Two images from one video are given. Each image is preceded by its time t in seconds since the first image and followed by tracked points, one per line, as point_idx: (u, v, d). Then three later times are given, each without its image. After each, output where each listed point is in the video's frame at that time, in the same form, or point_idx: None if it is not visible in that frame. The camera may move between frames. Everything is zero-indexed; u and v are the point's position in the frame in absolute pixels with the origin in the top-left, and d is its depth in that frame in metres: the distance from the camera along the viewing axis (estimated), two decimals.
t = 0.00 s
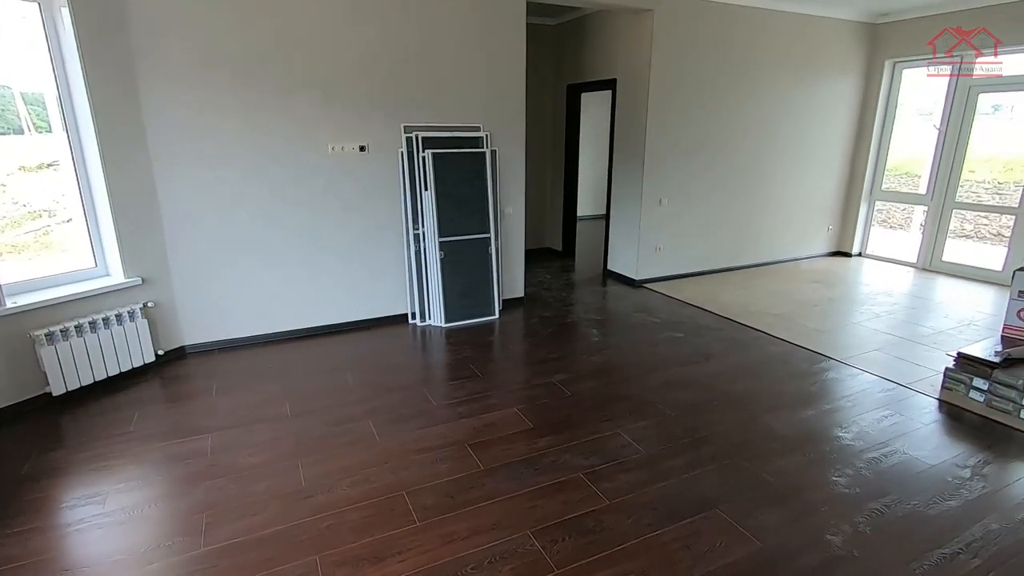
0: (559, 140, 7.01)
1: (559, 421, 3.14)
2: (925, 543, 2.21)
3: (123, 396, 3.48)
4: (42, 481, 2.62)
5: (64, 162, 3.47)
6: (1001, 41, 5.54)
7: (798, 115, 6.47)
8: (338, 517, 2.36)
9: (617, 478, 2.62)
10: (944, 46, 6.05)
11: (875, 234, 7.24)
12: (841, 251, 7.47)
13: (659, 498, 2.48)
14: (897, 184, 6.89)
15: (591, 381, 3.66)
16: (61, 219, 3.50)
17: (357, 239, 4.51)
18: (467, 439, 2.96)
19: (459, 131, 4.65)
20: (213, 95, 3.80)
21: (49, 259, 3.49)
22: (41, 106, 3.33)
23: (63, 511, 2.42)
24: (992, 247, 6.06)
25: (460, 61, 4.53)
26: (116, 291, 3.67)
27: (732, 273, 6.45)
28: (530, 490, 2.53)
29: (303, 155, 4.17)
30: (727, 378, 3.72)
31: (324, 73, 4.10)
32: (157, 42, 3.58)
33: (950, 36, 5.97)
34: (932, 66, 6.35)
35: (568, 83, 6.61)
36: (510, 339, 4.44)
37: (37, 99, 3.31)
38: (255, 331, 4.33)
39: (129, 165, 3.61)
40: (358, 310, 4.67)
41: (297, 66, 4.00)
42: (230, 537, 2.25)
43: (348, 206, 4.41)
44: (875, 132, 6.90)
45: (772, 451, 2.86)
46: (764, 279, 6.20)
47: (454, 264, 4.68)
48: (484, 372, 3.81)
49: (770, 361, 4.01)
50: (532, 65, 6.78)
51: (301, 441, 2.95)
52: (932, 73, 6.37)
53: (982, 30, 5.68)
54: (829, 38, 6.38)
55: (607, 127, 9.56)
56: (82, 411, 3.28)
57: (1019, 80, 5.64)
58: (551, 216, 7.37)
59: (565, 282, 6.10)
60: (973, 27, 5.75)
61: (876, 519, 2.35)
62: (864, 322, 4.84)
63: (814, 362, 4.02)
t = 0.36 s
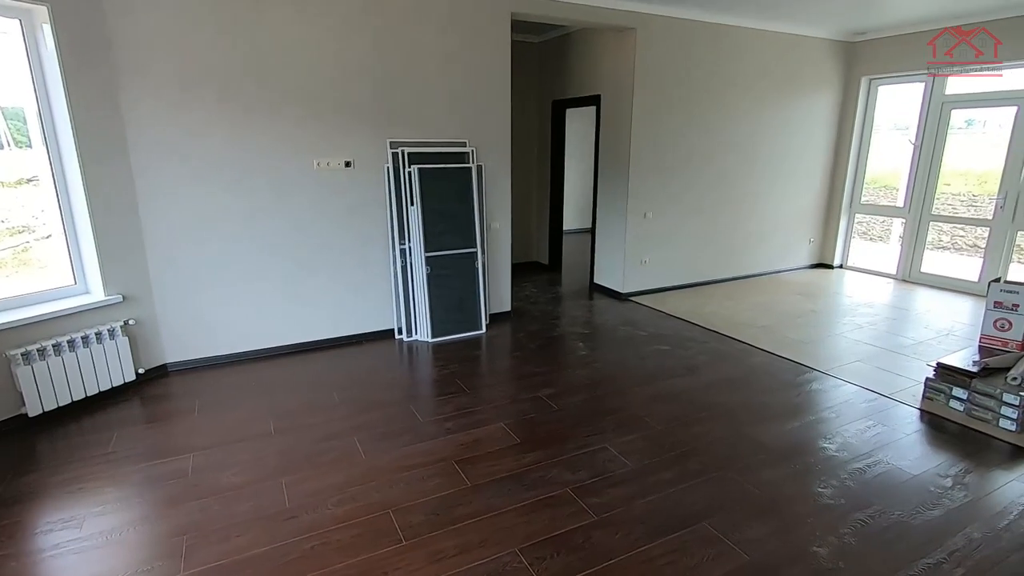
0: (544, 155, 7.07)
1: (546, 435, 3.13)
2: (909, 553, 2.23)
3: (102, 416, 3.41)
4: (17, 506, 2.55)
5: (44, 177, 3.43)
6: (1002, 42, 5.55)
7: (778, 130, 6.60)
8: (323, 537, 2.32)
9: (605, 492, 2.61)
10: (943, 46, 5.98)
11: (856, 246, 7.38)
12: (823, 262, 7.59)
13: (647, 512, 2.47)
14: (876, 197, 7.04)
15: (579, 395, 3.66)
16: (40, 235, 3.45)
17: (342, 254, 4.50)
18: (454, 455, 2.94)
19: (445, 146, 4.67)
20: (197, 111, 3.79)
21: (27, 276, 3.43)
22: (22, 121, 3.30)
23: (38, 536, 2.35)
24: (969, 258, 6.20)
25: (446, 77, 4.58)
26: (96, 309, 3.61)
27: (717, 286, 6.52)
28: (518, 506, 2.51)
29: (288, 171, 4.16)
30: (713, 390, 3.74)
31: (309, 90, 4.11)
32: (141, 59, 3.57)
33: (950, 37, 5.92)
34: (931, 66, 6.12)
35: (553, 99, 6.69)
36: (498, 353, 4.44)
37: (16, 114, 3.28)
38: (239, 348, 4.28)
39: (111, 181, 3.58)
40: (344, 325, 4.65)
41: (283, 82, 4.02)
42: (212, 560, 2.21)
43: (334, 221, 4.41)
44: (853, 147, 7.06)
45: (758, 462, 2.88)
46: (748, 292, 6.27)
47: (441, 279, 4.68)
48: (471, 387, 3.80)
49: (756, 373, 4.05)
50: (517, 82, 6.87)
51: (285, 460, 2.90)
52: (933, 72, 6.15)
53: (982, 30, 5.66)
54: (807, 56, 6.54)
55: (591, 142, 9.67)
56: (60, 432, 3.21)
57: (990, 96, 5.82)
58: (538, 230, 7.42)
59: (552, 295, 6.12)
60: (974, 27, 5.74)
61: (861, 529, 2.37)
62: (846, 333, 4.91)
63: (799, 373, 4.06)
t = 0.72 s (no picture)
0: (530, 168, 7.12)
1: (533, 449, 3.12)
2: (894, 562, 2.24)
3: (79, 435, 3.33)
4: None
5: (22, 191, 3.37)
6: (1002, 41, 5.50)
7: (759, 144, 6.72)
8: (307, 557, 2.28)
9: (592, 506, 2.60)
10: (943, 47, 5.93)
11: (837, 257, 7.50)
12: (806, 273, 7.70)
13: (634, 526, 2.47)
14: (855, 209, 7.17)
15: (566, 408, 3.66)
16: (17, 250, 3.38)
17: (328, 268, 4.48)
18: (440, 470, 2.91)
19: (431, 160, 4.69)
20: (181, 125, 3.77)
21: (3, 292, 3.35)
22: None
23: (10, 561, 2.28)
24: (946, 269, 6.33)
25: (431, 92, 4.61)
26: (74, 325, 3.53)
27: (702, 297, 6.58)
28: (505, 522, 2.49)
29: (273, 185, 4.14)
30: (699, 402, 3.76)
31: (294, 104, 4.11)
32: (124, 73, 3.55)
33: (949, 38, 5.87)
34: (931, 66, 6.04)
35: (538, 113, 6.75)
36: (485, 366, 4.43)
37: None
38: (222, 364, 4.22)
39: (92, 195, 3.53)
40: (329, 340, 4.61)
41: (269, 97, 4.02)
42: None
43: (318, 235, 4.39)
44: (832, 160, 7.21)
45: (744, 474, 2.89)
46: (732, 303, 6.34)
47: (427, 293, 4.67)
48: (458, 401, 3.78)
49: (741, 384, 4.08)
50: (503, 97, 6.93)
51: (268, 478, 2.86)
52: (933, 72, 6.02)
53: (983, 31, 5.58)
54: (786, 72, 6.69)
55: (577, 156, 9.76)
56: (35, 452, 3.13)
57: (963, 110, 5.99)
58: (524, 243, 7.45)
59: (539, 308, 6.13)
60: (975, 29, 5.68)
61: (846, 540, 2.38)
62: (829, 344, 4.97)
63: (783, 384, 4.10)
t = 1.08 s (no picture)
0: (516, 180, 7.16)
1: (519, 462, 3.10)
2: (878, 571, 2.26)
3: (55, 453, 3.25)
4: None
5: None
6: (1001, 41, 5.41)
7: (741, 156, 6.83)
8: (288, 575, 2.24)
9: (578, 519, 2.59)
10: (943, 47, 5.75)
11: (819, 267, 7.61)
12: (789, 283, 7.80)
13: (621, 538, 2.46)
14: (836, 220, 7.29)
15: (553, 419, 3.65)
16: None
17: (312, 280, 4.44)
18: (426, 484, 2.88)
19: (416, 172, 4.70)
20: (163, 137, 3.74)
21: None
22: None
23: None
24: (925, 278, 6.45)
25: (417, 104, 4.63)
26: (50, 340, 3.45)
27: (687, 308, 6.63)
28: (490, 536, 2.47)
29: (257, 197, 4.12)
30: (685, 412, 3.78)
31: (278, 116, 4.10)
32: (104, 85, 3.52)
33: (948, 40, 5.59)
34: (931, 66, 5.97)
35: (524, 126, 6.81)
36: (471, 379, 4.41)
37: None
38: (203, 378, 4.15)
39: (70, 208, 3.47)
40: (313, 353, 4.56)
41: (253, 109, 4.01)
42: None
43: (303, 247, 4.36)
44: (812, 172, 7.35)
45: (729, 484, 2.90)
46: (717, 313, 6.40)
47: (413, 305, 4.65)
48: (443, 414, 3.75)
49: (726, 394, 4.10)
50: (488, 110, 6.98)
51: (250, 494, 2.81)
52: (933, 72, 5.96)
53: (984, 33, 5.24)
54: (766, 86, 6.82)
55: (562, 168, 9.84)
56: (8, 471, 3.04)
57: (938, 124, 6.13)
58: (510, 254, 7.46)
59: (525, 319, 6.14)
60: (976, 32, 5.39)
61: (830, 549, 2.39)
62: (812, 353, 5.03)
63: (767, 393, 4.13)
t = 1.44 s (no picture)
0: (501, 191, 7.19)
1: (505, 473, 3.09)
2: None
3: (28, 469, 3.16)
4: None
5: None
6: (1002, 43, 5.23)
7: (723, 168, 6.93)
8: None
9: (564, 531, 2.58)
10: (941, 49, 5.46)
11: (801, 277, 7.72)
12: (772, 293, 7.90)
13: (606, 550, 2.45)
14: (817, 230, 7.42)
15: (538, 430, 3.64)
16: None
17: (296, 291, 4.41)
18: (411, 498, 2.85)
19: (402, 183, 4.70)
20: (144, 148, 3.70)
21: None
22: None
23: None
24: (904, 287, 6.58)
25: (402, 116, 4.64)
26: (25, 354, 3.37)
27: (671, 317, 6.68)
28: (476, 550, 2.44)
29: (240, 208, 4.09)
30: (669, 421, 3.80)
31: (262, 127, 4.09)
32: (84, 94, 3.48)
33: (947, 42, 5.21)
34: (931, 66, 5.93)
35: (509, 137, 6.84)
36: (457, 390, 4.39)
37: None
38: (183, 391, 4.08)
39: (46, 219, 3.41)
40: (297, 365, 4.51)
41: (236, 119, 3.99)
42: None
43: (286, 258, 4.32)
44: (793, 184, 7.48)
45: (714, 493, 2.91)
46: (701, 323, 6.45)
47: (398, 316, 4.63)
48: (429, 426, 3.73)
49: (710, 403, 4.14)
50: (474, 121, 7.01)
51: (232, 510, 2.76)
52: (932, 73, 5.93)
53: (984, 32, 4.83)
54: (747, 99, 6.94)
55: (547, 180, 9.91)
56: None
57: (914, 136, 6.28)
58: (496, 264, 7.47)
59: (511, 330, 6.13)
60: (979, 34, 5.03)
61: (814, 557, 2.41)
62: (794, 362, 5.09)
63: (751, 402, 4.17)
